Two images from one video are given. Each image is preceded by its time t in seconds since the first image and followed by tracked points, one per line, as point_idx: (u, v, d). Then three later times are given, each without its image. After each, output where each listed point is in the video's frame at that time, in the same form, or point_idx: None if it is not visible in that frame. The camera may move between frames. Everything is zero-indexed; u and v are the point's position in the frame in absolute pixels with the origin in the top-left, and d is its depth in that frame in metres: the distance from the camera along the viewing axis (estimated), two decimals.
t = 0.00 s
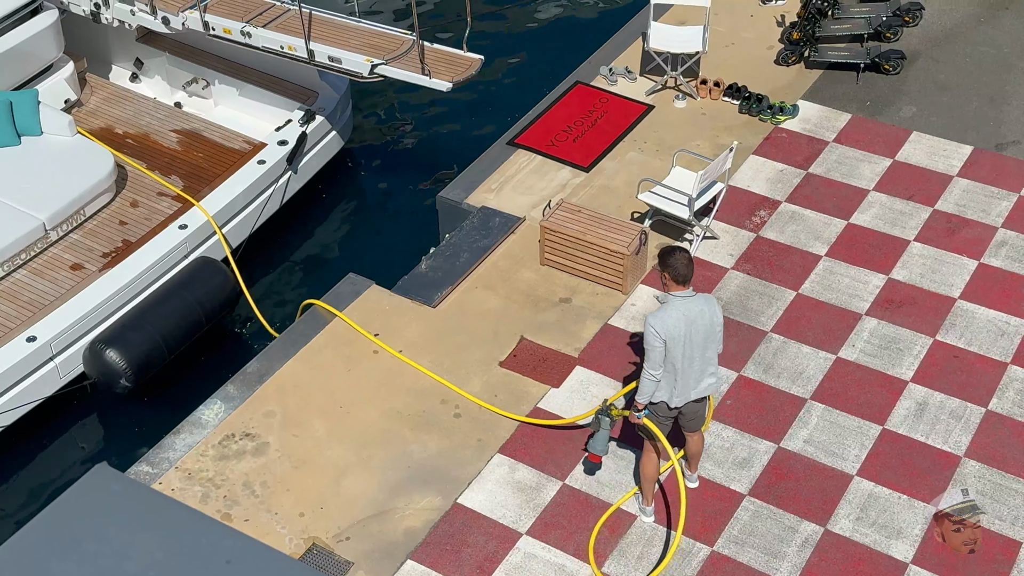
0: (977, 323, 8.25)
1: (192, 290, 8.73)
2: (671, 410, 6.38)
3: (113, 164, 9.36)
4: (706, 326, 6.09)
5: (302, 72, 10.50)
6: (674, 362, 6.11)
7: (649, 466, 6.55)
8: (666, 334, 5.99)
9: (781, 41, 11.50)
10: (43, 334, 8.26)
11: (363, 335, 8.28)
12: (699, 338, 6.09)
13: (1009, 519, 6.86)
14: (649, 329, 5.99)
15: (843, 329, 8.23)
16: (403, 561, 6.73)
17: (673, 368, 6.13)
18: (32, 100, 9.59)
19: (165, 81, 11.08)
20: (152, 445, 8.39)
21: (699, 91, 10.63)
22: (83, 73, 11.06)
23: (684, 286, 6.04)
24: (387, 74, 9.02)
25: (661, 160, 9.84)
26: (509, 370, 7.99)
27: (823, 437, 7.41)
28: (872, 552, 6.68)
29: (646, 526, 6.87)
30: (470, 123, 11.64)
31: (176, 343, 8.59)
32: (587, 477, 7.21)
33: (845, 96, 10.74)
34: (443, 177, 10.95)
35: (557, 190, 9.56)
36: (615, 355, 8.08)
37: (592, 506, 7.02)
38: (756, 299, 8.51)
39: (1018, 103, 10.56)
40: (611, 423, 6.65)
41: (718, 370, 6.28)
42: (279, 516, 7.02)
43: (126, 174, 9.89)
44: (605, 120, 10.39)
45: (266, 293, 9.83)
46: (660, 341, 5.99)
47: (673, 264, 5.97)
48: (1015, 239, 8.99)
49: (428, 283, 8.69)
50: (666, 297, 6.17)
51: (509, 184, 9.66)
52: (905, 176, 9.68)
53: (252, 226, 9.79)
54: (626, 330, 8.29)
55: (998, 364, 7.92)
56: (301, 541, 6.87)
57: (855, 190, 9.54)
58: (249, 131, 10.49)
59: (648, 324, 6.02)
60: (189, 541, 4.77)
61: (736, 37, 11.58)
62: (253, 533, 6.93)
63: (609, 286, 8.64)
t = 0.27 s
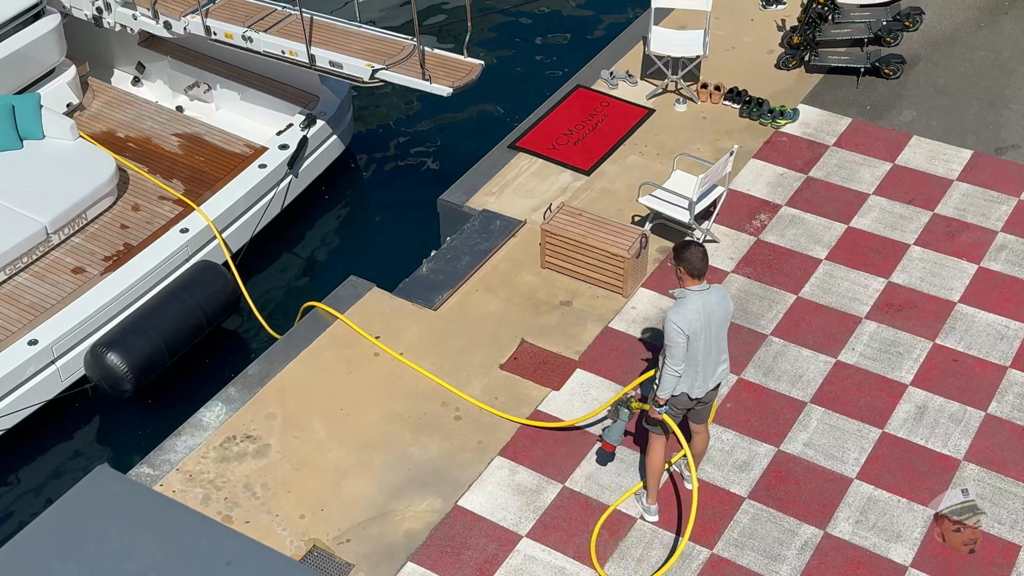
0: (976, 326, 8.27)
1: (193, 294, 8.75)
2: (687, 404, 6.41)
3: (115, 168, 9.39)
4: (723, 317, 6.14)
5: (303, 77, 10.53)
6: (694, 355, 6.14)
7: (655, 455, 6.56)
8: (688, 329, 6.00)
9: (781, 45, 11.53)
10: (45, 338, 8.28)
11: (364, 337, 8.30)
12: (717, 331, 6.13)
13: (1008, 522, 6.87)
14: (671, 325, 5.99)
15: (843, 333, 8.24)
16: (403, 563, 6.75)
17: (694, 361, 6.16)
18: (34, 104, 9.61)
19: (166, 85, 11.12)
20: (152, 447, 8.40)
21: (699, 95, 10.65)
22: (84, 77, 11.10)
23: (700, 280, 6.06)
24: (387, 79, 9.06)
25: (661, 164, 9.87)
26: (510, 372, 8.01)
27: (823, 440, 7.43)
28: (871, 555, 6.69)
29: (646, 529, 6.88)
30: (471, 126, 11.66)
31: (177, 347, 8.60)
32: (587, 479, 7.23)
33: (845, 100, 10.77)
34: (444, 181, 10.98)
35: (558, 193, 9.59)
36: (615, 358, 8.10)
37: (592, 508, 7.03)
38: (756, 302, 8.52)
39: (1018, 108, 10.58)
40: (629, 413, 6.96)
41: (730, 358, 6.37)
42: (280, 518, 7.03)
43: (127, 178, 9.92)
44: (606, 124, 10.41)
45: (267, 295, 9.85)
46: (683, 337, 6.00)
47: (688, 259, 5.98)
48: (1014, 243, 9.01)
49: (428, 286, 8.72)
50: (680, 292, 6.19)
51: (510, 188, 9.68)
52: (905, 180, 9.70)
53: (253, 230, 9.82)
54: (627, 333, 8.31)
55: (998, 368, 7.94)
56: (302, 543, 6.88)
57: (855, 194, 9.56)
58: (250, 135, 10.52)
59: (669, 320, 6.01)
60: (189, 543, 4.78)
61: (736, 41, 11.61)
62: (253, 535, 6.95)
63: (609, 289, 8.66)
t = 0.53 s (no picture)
0: (975, 329, 8.30)
1: (195, 297, 8.78)
2: (701, 400, 6.44)
3: (118, 171, 9.42)
4: (727, 310, 6.20)
5: (306, 81, 10.56)
6: (707, 351, 6.18)
7: (669, 448, 6.65)
8: (701, 326, 6.03)
9: (781, 49, 11.57)
10: (48, 340, 8.32)
11: (365, 339, 8.34)
12: (724, 324, 6.19)
13: (1007, 524, 6.90)
14: (685, 323, 6.01)
15: (843, 335, 8.28)
16: (404, 564, 6.78)
17: (708, 356, 6.19)
18: (38, 108, 9.66)
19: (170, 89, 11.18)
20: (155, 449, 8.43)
21: (700, 98, 10.70)
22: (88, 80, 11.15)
23: (703, 276, 6.10)
24: (388, 83, 9.10)
25: (662, 167, 9.91)
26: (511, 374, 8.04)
27: (822, 443, 7.46)
28: (870, 557, 6.72)
29: (646, 530, 6.92)
30: (472, 129, 11.70)
31: (179, 349, 8.64)
32: (587, 481, 7.26)
33: (845, 104, 10.81)
34: (446, 183, 11.02)
35: (559, 196, 9.63)
36: (616, 360, 8.14)
37: (592, 509, 7.07)
38: (756, 304, 8.56)
39: (1017, 112, 10.62)
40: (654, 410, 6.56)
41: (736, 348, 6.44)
42: (282, 519, 7.07)
43: (130, 181, 9.96)
44: (607, 127, 10.45)
45: (269, 297, 9.89)
46: (697, 334, 6.02)
47: (692, 256, 6.01)
48: (1013, 247, 9.05)
49: (429, 288, 8.75)
50: (683, 290, 6.21)
51: (511, 190, 9.72)
52: (905, 184, 9.74)
53: (255, 233, 9.87)
54: (627, 335, 8.34)
55: (996, 371, 7.97)
56: (303, 544, 6.92)
57: (855, 197, 9.60)
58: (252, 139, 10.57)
59: (682, 319, 6.02)
60: (191, 543, 4.82)
61: (737, 45, 11.66)
62: (255, 535, 6.98)
63: (610, 291, 8.70)
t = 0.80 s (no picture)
0: (974, 331, 8.35)
1: (199, 299, 8.84)
2: (701, 399, 6.51)
3: (122, 174, 9.49)
4: (725, 310, 6.27)
5: (309, 84, 10.63)
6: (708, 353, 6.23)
7: (673, 452, 6.70)
8: (703, 329, 6.08)
9: (782, 52, 11.63)
10: (53, 342, 8.38)
11: (368, 340, 8.39)
12: (723, 325, 6.26)
13: (1005, 525, 6.95)
14: (688, 327, 6.04)
15: (842, 337, 8.33)
16: (406, 563, 6.83)
17: (711, 357, 6.25)
18: (42, 111, 9.77)
19: (174, 92, 11.24)
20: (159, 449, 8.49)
21: (701, 101, 10.76)
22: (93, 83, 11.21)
23: (701, 279, 6.15)
24: (391, 87, 9.17)
25: (663, 169, 9.96)
26: (512, 375, 8.10)
27: (822, 444, 7.51)
28: (869, 557, 6.77)
29: (646, 530, 6.96)
30: (474, 132, 11.76)
31: (183, 351, 8.69)
32: (588, 481, 7.31)
33: (845, 107, 10.86)
34: (448, 185, 11.08)
35: (560, 198, 9.68)
36: (616, 361, 8.19)
37: (593, 509, 7.12)
38: (756, 306, 8.61)
39: (1016, 115, 10.67)
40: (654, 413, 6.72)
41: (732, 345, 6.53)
42: (284, 518, 7.12)
43: (134, 183, 10.02)
44: (608, 129, 10.51)
45: (271, 298, 9.95)
46: (701, 338, 6.06)
47: (690, 260, 6.05)
48: (1012, 249, 9.10)
49: (431, 289, 8.81)
50: (680, 294, 6.25)
51: (513, 193, 9.78)
52: (904, 187, 9.79)
53: (258, 235, 9.92)
54: (628, 336, 8.39)
55: (995, 373, 8.02)
56: (306, 543, 6.97)
57: (854, 200, 9.65)
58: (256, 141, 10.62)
59: (685, 324, 6.05)
60: (195, 543, 4.87)
61: (737, 48, 11.71)
62: (258, 534, 7.04)
63: (611, 293, 8.75)
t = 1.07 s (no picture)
0: (975, 333, 8.37)
1: (201, 300, 8.87)
2: (698, 400, 6.52)
3: (126, 175, 9.52)
4: (723, 313, 6.29)
5: (311, 86, 10.66)
6: (707, 356, 6.26)
7: (674, 453, 6.71)
8: (702, 332, 6.11)
9: (783, 54, 11.65)
10: (56, 342, 8.41)
11: (369, 341, 8.42)
12: (722, 328, 6.29)
13: (1005, 527, 6.96)
14: (689, 331, 6.07)
15: (843, 338, 8.35)
16: (408, 563, 6.85)
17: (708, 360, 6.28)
18: (46, 112, 9.80)
19: (177, 93, 11.27)
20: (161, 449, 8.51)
21: (702, 103, 10.78)
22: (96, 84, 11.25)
23: (701, 282, 6.16)
24: (394, 88, 9.20)
25: (664, 171, 9.99)
26: (514, 376, 8.12)
27: (823, 445, 7.53)
28: (869, 558, 6.79)
29: (647, 531, 6.98)
30: (476, 133, 11.79)
31: (186, 352, 8.72)
32: (589, 482, 7.33)
33: (846, 109, 10.88)
34: (449, 187, 11.11)
35: (562, 199, 9.70)
36: (617, 361, 8.21)
37: (594, 510, 7.14)
38: (757, 307, 8.63)
39: (1017, 118, 10.69)
40: (648, 419, 6.78)
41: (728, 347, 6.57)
42: (286, 518, 7.14)
43: (138, 184, 10.05)
44: (610, 131, 10.53)
45: (274, 299, 9.97)
46: (700, 341, 6.09)
47: (690, 265, 6.05)
48: (1012, 251, 9.12)
49: (433, 290, 8.83)
50: (679, 297, 6.26)
51: (514, 194, 9.80)
52: (905, 189, 9.80)
53: (261, 236, 9.95)
54: (629, 337, 8.41)
55: (995, 374, 8.03)
56: (308, 543, 6.99)
57: (855, 202, 9.67)
58: (258, 143, 10.65)
59: (685, 328, 6.08)
60: (196, 543, 4.89)
61: (739, 50, 11.73)
62: (260, 534, 7.06)
63: (613, 294, 8.77)
